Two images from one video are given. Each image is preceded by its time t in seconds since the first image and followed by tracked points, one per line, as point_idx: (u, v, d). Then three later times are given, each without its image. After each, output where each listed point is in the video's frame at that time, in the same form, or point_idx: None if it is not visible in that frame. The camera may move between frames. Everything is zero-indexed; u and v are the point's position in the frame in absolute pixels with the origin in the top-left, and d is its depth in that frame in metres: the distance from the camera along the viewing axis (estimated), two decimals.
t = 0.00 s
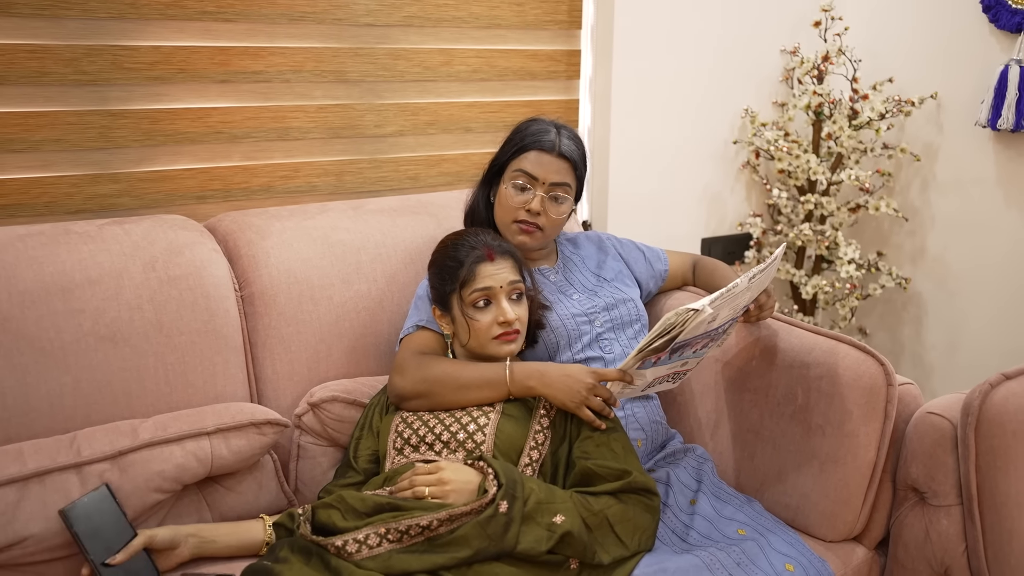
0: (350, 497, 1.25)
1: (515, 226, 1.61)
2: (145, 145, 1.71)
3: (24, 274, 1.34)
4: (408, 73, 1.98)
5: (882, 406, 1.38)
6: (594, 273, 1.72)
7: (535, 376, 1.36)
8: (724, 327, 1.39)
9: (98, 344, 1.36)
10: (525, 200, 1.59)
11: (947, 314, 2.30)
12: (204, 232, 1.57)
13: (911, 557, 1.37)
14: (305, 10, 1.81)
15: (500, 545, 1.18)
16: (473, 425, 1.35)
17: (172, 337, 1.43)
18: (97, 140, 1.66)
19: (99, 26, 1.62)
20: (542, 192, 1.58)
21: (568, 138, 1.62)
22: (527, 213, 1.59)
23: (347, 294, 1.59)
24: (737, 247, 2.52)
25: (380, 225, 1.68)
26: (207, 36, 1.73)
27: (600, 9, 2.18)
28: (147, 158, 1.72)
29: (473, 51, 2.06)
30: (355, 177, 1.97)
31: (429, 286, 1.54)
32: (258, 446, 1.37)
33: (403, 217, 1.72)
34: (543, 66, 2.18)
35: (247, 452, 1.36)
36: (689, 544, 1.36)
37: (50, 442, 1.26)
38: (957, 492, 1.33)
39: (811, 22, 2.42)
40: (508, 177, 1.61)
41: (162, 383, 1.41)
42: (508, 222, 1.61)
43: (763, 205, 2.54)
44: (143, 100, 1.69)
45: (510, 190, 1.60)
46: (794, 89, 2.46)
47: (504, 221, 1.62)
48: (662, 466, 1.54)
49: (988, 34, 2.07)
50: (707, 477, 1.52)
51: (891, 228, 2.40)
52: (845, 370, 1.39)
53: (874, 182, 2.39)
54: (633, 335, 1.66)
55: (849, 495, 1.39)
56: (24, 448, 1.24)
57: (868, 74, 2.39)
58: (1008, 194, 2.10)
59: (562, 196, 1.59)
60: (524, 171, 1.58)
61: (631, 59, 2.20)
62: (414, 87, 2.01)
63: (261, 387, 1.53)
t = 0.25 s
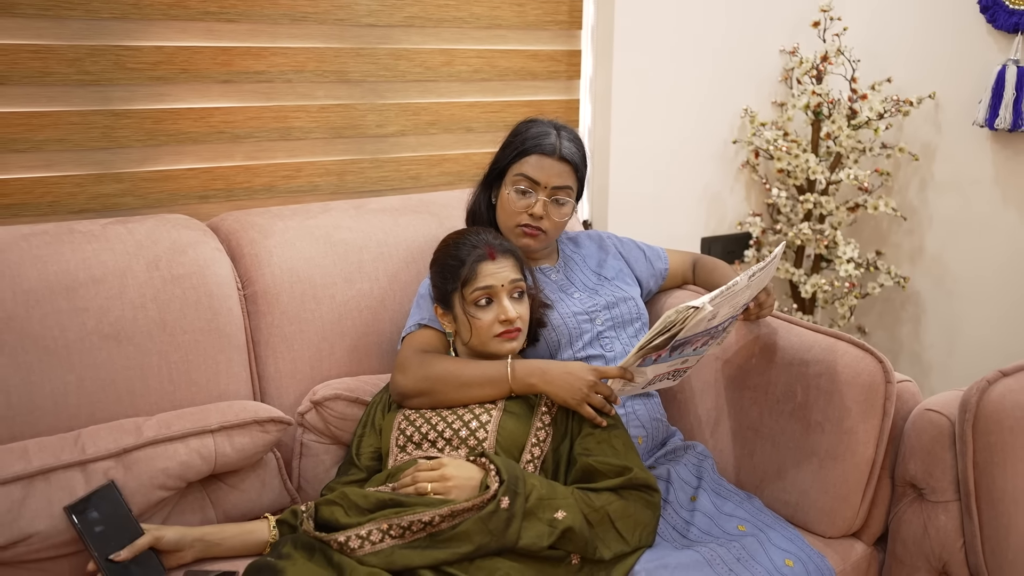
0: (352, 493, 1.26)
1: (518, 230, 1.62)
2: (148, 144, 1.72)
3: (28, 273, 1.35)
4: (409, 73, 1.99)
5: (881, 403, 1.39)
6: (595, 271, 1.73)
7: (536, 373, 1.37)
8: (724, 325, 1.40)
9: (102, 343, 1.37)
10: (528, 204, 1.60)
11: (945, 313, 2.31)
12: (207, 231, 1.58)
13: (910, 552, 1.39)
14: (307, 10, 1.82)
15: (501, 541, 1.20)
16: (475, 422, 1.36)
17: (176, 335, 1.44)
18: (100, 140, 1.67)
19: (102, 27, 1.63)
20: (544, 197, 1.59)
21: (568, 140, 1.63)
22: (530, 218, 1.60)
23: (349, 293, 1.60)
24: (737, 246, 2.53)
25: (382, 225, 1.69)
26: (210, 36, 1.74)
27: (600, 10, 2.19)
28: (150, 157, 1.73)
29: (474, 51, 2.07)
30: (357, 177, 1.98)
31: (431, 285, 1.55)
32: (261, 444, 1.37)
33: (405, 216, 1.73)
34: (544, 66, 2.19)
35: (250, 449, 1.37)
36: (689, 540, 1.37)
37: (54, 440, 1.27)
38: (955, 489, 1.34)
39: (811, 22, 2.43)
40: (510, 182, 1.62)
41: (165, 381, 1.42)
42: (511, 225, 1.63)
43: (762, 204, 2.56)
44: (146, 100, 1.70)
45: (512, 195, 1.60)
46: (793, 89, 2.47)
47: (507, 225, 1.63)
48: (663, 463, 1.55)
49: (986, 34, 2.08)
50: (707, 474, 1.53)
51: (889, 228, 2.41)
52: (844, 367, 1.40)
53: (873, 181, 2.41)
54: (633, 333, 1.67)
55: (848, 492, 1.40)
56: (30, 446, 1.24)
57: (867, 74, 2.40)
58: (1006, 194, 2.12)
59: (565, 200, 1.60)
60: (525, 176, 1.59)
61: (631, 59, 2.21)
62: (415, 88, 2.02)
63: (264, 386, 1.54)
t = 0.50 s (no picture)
0: (351, 494, 1.27)
1: (515, 231, 1.63)
2: (145, 146, 1.72)
3: (26, 274, 1.35)
4: (405, 75, 2.00)
5: (874, 403, 1.40)
6: (591, 273, 1.75)
7: (535, 373, 1.38)
8: (719, 325, 1.41)
9: (100, 344, 1.37)
10: (525, 204, 1.61)
11: (937, 314, 2.33)
12: (205, 233, 1.58)
13: (903, 551, 1.40)
14: (304, 12, 1.83)
15: (499, 540, 1.21)
16: (475, 420, 1.37)
17: (173, 336, 1.44)
18: (98, 142, 1.67)
19: (100, 29, 1.64)
20: (541, 197, 1.60)
21: (564, 141, 1.64)
22: (527, 218, 1.61)
23: (346, 294, 1.60)
24: (731, 248, 2.54)
25: (378, 226, 1.70)
26: (207, 38, 1.75)
27: (595, 13, 2.21)
28: (147, 159, 1.74)
29: (470, 53, 2.08)
30: (353, 178, 1.99)
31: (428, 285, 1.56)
32: (259, 444, 1.38)
33: (401, 218, 1.74)
34: (539, 69, 2.20)
35: (248, 450, 1.37)
36: (685, 538, 1.39)
37: (52, 440, 1.27)
38: (947, 488, 1.35)
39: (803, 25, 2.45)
40: (507, 183, 1.63)
41: (163, 381, 1.42)
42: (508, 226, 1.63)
43: (756, 206, 2.57)
44: (143, 101, 1.71)
45: (510, 196, 1.61)
46: (786, 91, 2.49)
47: (504, 225, 1.64)
48: (658, 463, 1.56)
49: (977, 38, 2.10)
50: (703, 474, 1.54)
51: (882, 229, 2.43)
52: (837, 368, 1.41)
53: (865, 183, 2.42)
54: (629, 334, 1.68)
55: (842, 491, 1.41)
56: (28, 447, 1.25)
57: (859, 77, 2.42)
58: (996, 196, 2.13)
59: (561, 201, 1.61)
60: (523, 176, 1.60)
61: (625, 62, 2.22)
62: (411, 90, 2.03)
63: (261, 386, 1.55)
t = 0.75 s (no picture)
0: (349, 495, 1.27)
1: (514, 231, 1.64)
2: (143, 149, 1.73)
3: (26, 276, 1.36)
4: (402, 79, 2.01)
5: (868, 404, 1.42)
6: (586, 276, 1.76)
7: (532, 376, 1.38)
8: (715, 328, 1.42)
9: (99, 346, 1.38)
10: (526, 205, 1.61)
11: (930, 316, 2.35)
12: (203, 236, 1.59)
13: (896, 550, 1.41)
14: (302, 17, 1.84)
15: (489, 513, 1.22)
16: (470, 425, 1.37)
17: (172, 339, 1.45)
18: (96, 145, 1.68)
19: (98, 32, 1.64)
20: (542, 197, 1.61)
21: (562, 143, 1.66)
22: (527, 218, 1.62)
23: (344, 296, 1.61)
24: (726, 251, 2.56)
25: (376, 229, 1.71)
26: (204, 42, 1.75)
27: (591, 17, 2.22)
28: (145, 162, 1.74)
29: (466, 57, 2.09)
30: (350, 181, 2.00)
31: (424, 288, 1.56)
32: (258, 446, 1.39)
33: (398, 221, 1.75)
34: (535, 73, 2.22)
35: (246, 451, 1.38)
36: (679, 538, 1.40)
37: (52, 442, 1.27)
38: (941, 488, 1.36)
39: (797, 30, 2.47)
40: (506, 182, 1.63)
41: (161, 383, 1.43)
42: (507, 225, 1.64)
43: (750, 209, 2.59)
44: (141, 105, 1.71)
45: (509, 197, 1.62)
46: (781, 95, 2.51)
47: (502, 225, 1.64)
48: (653, 464, 1.58)
49: (968, 43, 2.12)
50: (697, 475, 1.55)
51: (876, 233, 2.46)
52: (832, 369, 1.43)
53: (859, 187, 2.44)
54: (623, 338, 1.69)
55: (836, 491, 1.42)
56: (28, 448, 1.25)
57: (852, 81, 2.45)
58: (988, 199, 2.15)
59: (560, 200, 1.62)
60: (523, 176, 1.61)
61: (621, 66, 2.23)
62: (408, 93, 2.04)
63: (260, 389, 1.56)
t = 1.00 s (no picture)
0: (353, 492, 1.28)
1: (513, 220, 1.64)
2: (147, 151, 1.74)
3: (31, 278, 1.37)
4: (403, 82, 2.02)
5: (868, 404, 1.42)
6: (586, 277, 1.77)
7: (529, 373, 1.40)
8: (713, 326, 1.43)
9: (104, 347, 1.39)
10: (523, 194, 1.62)
11: (929, 318, 2.36)
12: (207, 238, 1.60)
13: (897, 550, 1.42)
14: (304, 20, 1.85)
15: (493, 506, 1.24)
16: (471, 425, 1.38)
17: (177, 340, 1.46)
18: (100, 148, 1.69)
19: (102, 36, 1.65)
20: (537, 185, 1.62)
21: (556, 135, 1.68)
22: (524, 207, 1.63)
23: (346, 298, 1.62)
24: (726, 253, 2.57)
25: (378, 231, 1.72)
26: (208, 45, 1.77)
27: (591, 20, 2.23)
28: (148, 164, 1.75)
29: (467, 60, 2.10)
30: (352, 184, 2.01)
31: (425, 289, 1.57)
32: (262, 446, 1.39)
33: (400, 222, 1.76)
34: (536, 75, 2.23)
35: (250, 452, 1.39)
36: (682, 539, 1.41)
37: (58, 443, 1.28)
38: (941, 488, 1.37)
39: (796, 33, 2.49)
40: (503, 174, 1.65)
41: (166, 384, 1.43)
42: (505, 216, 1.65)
43: (750, 211, 2.60)
44: (145, 107, 1.72)
45: (506, 187, 1.63)
46: (780, 98, 2.52)
47: (501, 216, 1.65)
48: (654, 465, 1.59)
49: (966, 45, 2.13)
50: (699, 476, 1.56)
51: (875, 235, 2.47)
52: (832, 370, 1.44)
53: (858, 189, 2.46)
54: (623, 338, 1.70)
55: (837, 492, 1.43)
56: (34, 448, 1.26)
57: (851, 83, 2.46)
58: (986, 202, 2.16)
59: (556, 188, 1.64)
60: (519, 166, 1.63)
61: (621, 69, 2.25)
62: (410, 96, 2.05)
63: (263, 390, 1.57)
